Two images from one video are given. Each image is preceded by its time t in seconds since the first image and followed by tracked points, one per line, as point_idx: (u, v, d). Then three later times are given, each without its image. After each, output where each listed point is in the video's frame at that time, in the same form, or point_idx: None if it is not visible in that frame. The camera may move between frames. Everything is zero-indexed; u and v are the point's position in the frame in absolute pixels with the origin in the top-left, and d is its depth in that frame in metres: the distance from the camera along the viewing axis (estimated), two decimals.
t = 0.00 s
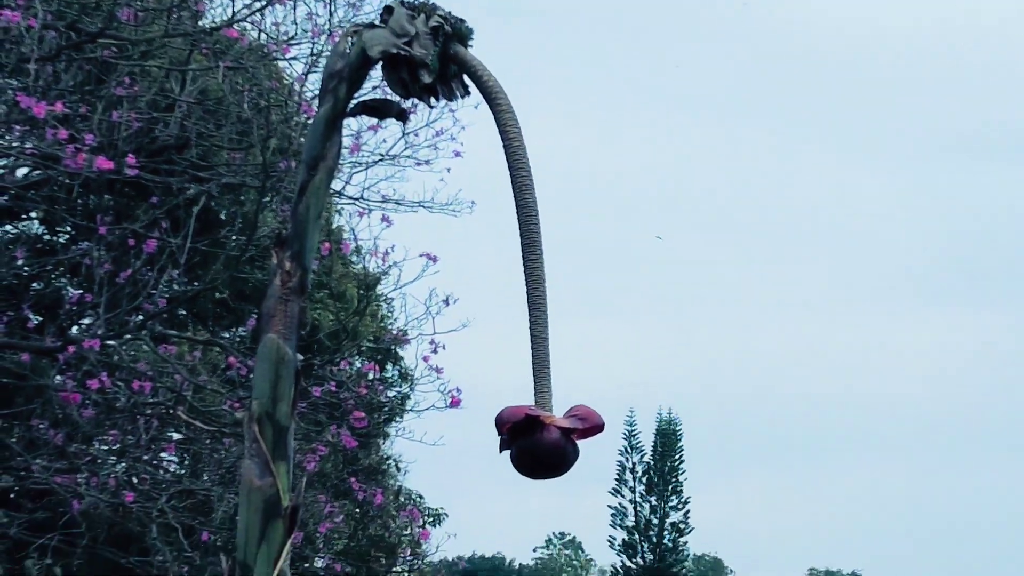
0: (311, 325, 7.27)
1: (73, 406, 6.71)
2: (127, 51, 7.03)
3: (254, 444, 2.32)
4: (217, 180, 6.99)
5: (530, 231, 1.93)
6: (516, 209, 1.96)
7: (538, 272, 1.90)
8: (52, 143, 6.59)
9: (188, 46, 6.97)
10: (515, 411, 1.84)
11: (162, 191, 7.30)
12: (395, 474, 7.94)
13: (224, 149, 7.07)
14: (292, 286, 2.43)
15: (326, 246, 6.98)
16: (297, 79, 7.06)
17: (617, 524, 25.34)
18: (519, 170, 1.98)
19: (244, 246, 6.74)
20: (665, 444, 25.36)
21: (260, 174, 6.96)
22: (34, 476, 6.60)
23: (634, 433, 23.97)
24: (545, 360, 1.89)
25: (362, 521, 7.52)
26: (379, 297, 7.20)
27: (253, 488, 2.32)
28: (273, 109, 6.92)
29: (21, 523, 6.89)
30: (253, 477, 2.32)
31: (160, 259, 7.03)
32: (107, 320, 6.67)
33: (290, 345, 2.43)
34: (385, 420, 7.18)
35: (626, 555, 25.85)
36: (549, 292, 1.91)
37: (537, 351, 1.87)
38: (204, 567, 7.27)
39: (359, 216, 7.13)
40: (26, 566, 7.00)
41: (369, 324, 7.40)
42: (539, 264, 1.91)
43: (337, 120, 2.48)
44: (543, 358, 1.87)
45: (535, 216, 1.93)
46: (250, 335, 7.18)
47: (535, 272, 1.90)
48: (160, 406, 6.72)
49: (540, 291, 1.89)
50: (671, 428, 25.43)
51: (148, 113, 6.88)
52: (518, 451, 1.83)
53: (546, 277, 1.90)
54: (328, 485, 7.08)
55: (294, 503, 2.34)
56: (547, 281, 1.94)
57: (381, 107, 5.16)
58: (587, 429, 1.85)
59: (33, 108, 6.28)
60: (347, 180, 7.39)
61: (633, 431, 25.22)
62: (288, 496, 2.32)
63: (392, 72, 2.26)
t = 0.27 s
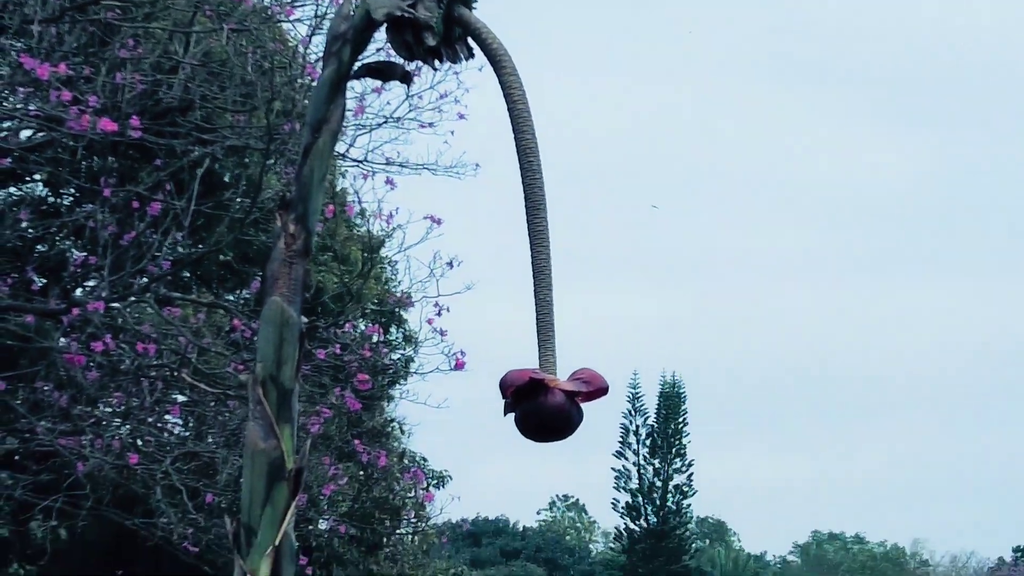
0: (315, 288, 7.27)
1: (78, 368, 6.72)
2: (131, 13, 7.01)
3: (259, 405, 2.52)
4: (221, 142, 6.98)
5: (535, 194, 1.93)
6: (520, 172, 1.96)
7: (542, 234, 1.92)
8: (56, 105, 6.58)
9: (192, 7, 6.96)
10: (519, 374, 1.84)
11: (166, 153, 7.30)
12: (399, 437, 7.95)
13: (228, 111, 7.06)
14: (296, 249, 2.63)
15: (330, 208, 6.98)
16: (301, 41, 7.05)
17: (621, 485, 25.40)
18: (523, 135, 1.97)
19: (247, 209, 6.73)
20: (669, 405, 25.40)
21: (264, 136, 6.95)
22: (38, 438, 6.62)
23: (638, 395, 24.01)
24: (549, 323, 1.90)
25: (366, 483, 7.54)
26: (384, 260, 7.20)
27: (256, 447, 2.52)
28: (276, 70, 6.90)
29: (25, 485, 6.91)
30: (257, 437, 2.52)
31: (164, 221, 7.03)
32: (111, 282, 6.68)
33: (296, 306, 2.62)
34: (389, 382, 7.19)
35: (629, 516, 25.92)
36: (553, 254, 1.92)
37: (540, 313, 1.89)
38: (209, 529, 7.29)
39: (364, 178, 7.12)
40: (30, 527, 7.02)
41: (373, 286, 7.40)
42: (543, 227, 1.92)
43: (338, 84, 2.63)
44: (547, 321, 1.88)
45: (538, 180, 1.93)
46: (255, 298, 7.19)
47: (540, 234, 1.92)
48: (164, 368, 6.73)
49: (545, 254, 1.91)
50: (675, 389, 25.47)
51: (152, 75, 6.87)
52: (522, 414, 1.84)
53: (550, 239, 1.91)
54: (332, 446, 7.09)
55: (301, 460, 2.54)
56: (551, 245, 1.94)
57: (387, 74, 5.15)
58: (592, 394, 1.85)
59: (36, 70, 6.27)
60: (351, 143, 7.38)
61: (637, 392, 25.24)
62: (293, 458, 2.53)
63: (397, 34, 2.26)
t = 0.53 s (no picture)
0: (319, 263, 7.27)
1: (83, 342, 6.73)
2: None
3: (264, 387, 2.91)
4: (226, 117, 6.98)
5: (540, 169, 1.94)
6: (526, 146, 1.96)
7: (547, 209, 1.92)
8: (61, 79, 6.58)
9: None
10: (525, 349, 1.85)
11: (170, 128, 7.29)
12: (403, 411, 7.95)
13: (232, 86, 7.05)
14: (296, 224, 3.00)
15: (335, 183, 6.97)
16: (306, 15, 7.04)
17: (625, 460, 25.44)
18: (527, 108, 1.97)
19: (252, 183, 6.73)
20: (674, 381, 25.43)
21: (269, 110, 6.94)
22: (43, 412, 6.62)
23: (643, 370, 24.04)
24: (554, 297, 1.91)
25: (371, 457, 7.55)
26: (388, 235, 7.20)
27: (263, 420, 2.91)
28: (281, 44, 6.89)
29: (30, 459, 6.92)
30: (262, 410, 2.90)
31: (169, 196, 7.03)
32: (116, 256, 6.67)
33: (298, 278, 2.98)
34: (393, 356, 7.19)
35: (633, 491, 25.96)
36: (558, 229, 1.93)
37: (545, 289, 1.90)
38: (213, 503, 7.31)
39: (368, 153, 7.11)
40: (35, 501, 7.03)
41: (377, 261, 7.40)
42: (548, 202, 1.92)
43: (339, 62, 3.03)
44: (551, 296, 1.89)
45: (544, 155, 1.94)
46: (259, 273, 7.19)
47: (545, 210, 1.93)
48: (169, 342, 6.74)
49: (550, 229, 1.92)
50: (680, 365, 25.49)
51: (156, 49, 6.86)
52: (527, 389, 1.84)
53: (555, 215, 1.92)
54: (336, 420, 7.10)
55: (307, 433, 2.96)
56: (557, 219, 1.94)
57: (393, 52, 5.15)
58: (596, 368, 1.86)
59: (41, 43, 6.27)
60: (356, 118, 7.37)
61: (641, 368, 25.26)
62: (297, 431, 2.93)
63: (399, 8, 2.38)
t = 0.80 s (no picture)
0: (323, 242, 7.26)
1: (87, 321, 6.73)
2: None
3: (270, 368, 2.99)
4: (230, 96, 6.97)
5: (543, 148, 1.94)
6: (530, 126, 1.96)
7: (550, 189, 1.92)
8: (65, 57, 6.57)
9: None
10: (528, 329, 1.85)
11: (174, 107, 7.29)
12: (407, 391, 7.96)
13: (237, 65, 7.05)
14: (303, 204, 3.09)
15: (338, 162, 6.97)
16: None
17: (629, 439, 25.47)
18: (530, 86, 1.96)
19: (256, 162, 6.72)
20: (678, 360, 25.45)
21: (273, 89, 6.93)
22: (47, 391, 6.63)
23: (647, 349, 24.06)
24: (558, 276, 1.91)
25: (375, 437, 7.56)
26: (392, 215, 7.19)
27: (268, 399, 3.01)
28: (285, 23, 6.89)
29: (34, 437, 6.93)
30: (267, 389, 3.00)
31: (173, 174, 7.02)
32: (120, 235, 6.67)
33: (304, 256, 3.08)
34: (397, 335, 7.20)
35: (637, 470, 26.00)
36: (561, 210, 1.93)
37: (549, 268, 1.90)
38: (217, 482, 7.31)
39: (372, 133, 7.11)
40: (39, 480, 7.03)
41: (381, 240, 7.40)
42: (552, 182, 1.92)
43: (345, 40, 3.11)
44: (555, 275, 1.89)
45: (548, 135, 1.93)
46: (264, 252, 7.19)
47: (549, 191, 1.92)
48: (173, 321, 6.74)
49: (553, 210, 1.92)
50: (684, 344, 25.51)
51: (160, 27, 6.85)
52: (531, 368, 1.84)
53: (558, 195, 1.92)
54: (340, 400, 7.10)
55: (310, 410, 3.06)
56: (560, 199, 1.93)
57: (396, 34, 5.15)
58: (600, 347, 1.86)
59: (45, 22, 6.27)
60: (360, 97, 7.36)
61: (645, 347, 25.26)
62: (299, 411, 3.02)
63: None
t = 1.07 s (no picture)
0: (327, 229, 7.27)
1: (91, 307, 6.73)
2: None
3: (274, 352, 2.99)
4: (235, 81, 6.98)
5: (547, 132, 1.93)
6: (533, 109, 1.95)
7: (554, 174, 1.92)
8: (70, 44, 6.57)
9: None
10: (532, 314, 1.85)
11: (178, 93, 7.29)
12: (410, 376, 7.98)
13: (241, 50, 7.05)
14: (307, 189, 3.10)
15: (342, 148, 6.98)
16: None
17: (632, 426, 25.51)
18: (534, 70, 1.95)
19: (261, 148, 6.72)
20: (682, 345, 25.51)
21: (277, 75, 6.93)
22: (52, 377, 6.64)
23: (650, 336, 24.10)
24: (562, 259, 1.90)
25: (380, 423, 7.57)
26: (395, 200, 7.21)
27: (272, 385, 3.00)
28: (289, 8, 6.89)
29: (40, 423, 6.94)
30: (272, 376, 2.99)
31: (177, 160, 7.03)
32: (124, 221, 6.68)
33: (309, 242, 3.08)
34: (401, 321, 7.21)
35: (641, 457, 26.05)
36: (563, 193, 1.93)
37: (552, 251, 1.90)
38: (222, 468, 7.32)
39: (376, 118, 7.11)
40: (44, 466, 7.05)
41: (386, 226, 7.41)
42: (555, 167, 1.92)
43: (350, 26, 3.07)
44: (558, 258, 1.89)
45: (552, 118, 1.92)
46: (268, 237, 7.19)
47: (552, 174, 1.92)
48: (176, 308, 6.75)
49: (556, 192, 1.91)
50: (688, 331, 25.55)
51: (164, 13, 6.85)
52: (534, 353, 1.85)
53: (562, 179, 1.91)
54: (345, 386, 7.12)
55: (317, 395, 3.04)
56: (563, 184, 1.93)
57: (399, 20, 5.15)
58: (604, 331, 1.87)
59: (49, 8, 6.27)
60: (364, 83, 7.37)
61: (649, 333, 25.28)
62: (305, 396, 3.01)
63: None
